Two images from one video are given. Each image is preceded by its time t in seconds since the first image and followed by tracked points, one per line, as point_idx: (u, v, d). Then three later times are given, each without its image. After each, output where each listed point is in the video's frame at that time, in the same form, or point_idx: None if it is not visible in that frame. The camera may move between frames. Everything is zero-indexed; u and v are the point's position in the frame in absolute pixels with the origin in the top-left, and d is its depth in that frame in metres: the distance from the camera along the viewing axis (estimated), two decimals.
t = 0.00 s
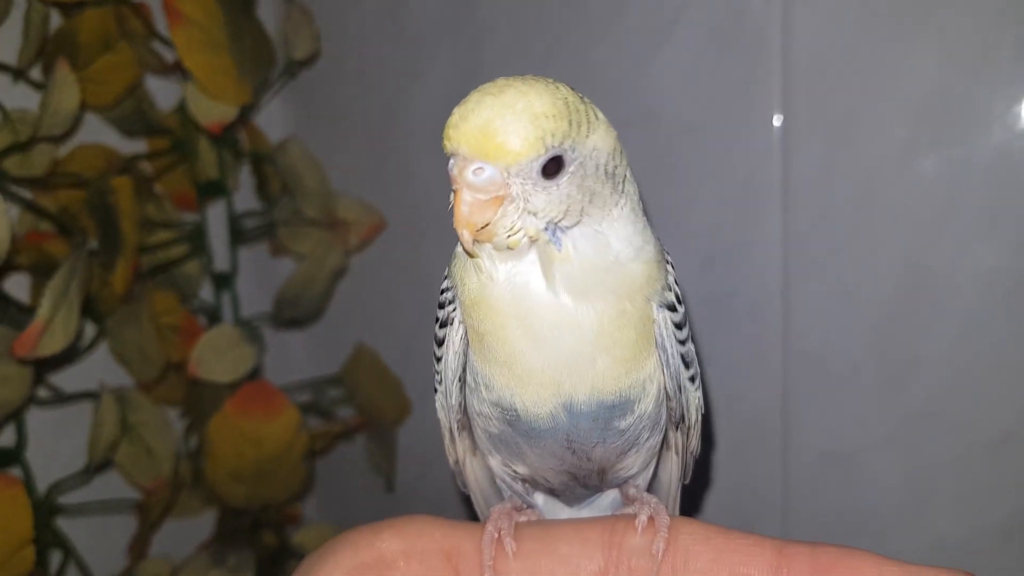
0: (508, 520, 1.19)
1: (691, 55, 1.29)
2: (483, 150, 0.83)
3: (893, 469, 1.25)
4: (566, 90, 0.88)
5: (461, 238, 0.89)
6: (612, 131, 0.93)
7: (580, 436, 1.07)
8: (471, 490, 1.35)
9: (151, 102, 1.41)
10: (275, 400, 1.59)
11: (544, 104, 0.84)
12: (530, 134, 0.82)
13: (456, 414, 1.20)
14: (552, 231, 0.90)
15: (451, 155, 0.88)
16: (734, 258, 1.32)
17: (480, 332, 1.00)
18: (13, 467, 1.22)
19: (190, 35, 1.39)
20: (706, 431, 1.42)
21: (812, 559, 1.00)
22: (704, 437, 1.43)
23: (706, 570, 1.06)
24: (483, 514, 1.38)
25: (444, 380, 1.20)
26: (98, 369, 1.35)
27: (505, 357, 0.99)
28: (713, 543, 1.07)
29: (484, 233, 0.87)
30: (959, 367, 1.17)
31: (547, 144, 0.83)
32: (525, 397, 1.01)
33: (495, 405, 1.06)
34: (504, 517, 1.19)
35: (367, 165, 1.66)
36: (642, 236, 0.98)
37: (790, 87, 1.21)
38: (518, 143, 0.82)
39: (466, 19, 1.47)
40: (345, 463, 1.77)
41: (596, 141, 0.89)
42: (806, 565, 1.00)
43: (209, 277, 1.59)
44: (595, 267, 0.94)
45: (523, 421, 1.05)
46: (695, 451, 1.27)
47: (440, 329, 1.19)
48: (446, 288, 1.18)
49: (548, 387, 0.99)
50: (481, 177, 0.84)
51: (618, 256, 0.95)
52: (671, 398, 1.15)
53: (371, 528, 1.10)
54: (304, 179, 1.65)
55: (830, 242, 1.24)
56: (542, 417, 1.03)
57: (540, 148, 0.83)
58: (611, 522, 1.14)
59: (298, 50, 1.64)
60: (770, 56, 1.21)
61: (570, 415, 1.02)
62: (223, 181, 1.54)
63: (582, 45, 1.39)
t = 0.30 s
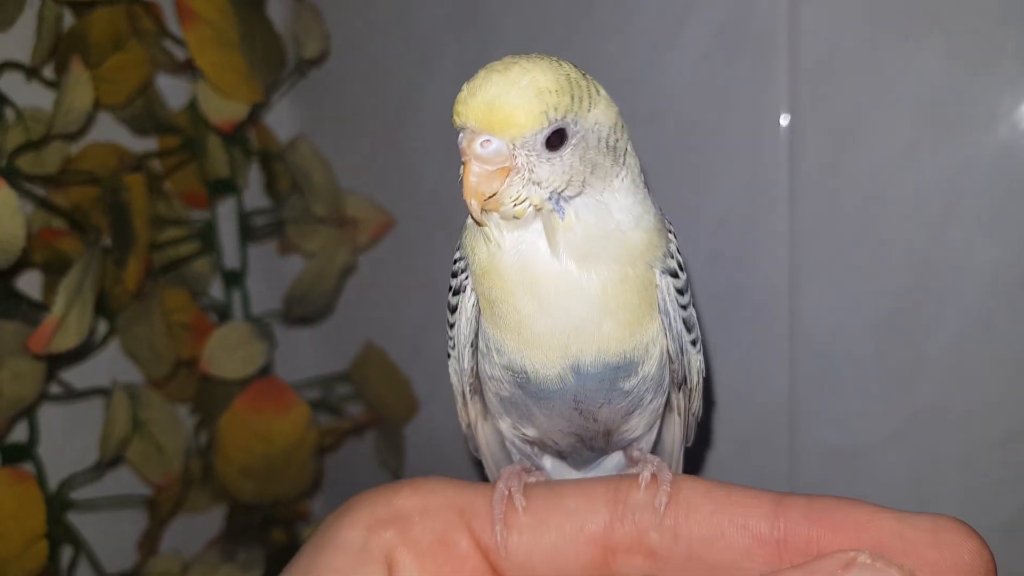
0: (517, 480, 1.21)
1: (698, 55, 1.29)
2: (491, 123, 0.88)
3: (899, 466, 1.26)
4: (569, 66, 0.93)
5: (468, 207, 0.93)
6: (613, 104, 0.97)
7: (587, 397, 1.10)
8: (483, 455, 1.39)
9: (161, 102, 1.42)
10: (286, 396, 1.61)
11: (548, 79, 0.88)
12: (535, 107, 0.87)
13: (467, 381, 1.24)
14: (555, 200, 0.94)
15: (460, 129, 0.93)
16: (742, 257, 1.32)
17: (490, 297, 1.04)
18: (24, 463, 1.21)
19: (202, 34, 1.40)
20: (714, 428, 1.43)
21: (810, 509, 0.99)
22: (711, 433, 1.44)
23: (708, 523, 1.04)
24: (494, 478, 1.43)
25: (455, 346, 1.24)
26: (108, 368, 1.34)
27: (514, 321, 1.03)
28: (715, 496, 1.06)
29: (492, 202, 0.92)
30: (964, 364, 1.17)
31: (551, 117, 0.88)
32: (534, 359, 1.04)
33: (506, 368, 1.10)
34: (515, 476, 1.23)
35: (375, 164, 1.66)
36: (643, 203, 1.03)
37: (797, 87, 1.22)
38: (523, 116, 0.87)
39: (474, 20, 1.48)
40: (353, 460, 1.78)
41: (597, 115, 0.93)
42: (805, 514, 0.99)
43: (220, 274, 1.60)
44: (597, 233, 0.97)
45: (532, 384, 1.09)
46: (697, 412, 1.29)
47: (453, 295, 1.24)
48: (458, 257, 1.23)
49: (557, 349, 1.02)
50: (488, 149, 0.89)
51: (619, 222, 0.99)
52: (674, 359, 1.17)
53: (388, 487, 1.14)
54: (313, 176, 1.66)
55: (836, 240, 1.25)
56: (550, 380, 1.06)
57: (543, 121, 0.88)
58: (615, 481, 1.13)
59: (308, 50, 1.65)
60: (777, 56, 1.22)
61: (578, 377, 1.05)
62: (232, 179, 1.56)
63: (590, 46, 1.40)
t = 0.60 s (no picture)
0: (514, 475, 1.22)
1: (698, 58, 1.30)
2: (452, 116, 0.99)
3: (901, 468, 1.26)
4: (541, 71, 1.00)
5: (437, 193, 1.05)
6: (588, 109, 1.01)
7: (580, 395, 1.12)
8: (483, 454, 1.41)
9: (165, 109, 1.43)
10: (292, 401, 1.60)
11: (508, 80, 0.97)
12: (487, 103, 0.97)
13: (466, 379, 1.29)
14: (515, 195, 1.01)
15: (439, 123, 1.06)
16: (743, 260, 1.32)
17: (483, 298, 1.09)
18: (31, 469, 1.23)
19: (206, 44, 1.41)
20: (717, 431, 1.43)
21: (797, 503, 1.00)
22: (715, 436, 1.44)
23: (700, 516, 1.05)
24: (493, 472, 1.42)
25: (452, 344, 1.27)
26: (113, 373, 1.37)
27: (503, 320, 1.07)
28: (707, 490, 1.07)
29: (456, 188, 1.02)
30: (965, 365, 1.18)
31: (503, 114, 0.97)
32: (527, 358, 1.08)
33: (501, 367, 1.13)
34: (513, 472, 1.24)
35: (377, 169, 1.67)
36: (623, 205, 1.05)
37: (797, 90, 1.22)
38: (476, 110, 0.97)
39: (475, 25, 1.49)
40: (357, 464, 1.79)
41: (561, 116, 0.99)
42: (793, 509, 1.00)
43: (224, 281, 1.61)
44: (575, 234, 1.01)
45: (524, 382, 1.12)
46: (690, 412, 1.29)
47: (452, 295, 1.28)
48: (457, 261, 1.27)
49: (547, 347, 1.05)
50: (448, 139, 1.01)
51: (599, 222, 1.02)
52: (665, 361, 1.17)
53: (389, 483, 1.15)
54: (317, 183, 1.66)
55: (838, 241, 1.25)
56: (541, 378, 1.09)
57: (495, 116, 0.97)
58: (609, 475, 1.15)
59: (311, 57, 1.65)
60: (776, 58, 1.23)
61: (569, 375, 1.08)
62: (236, 185, 1.56)
63: (591, 50, 1.41)
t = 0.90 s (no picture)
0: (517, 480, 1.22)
1: (701, 58, 1.30)
2: (450, 118, 0.99)
3: (906, 469, 1.25)
4: (540, 75, 0.99)
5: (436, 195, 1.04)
6: (586, 113, 1.00)
7: (582, 399, 1.11)
8: (486, 458, 1.41)
9: (167, 109, 1.43)
10: (295, 402, 1.60)
11: (505, 83, 0.96)
12: (485, 106, 0.96)
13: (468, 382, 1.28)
14: (513, 198, 1.00)
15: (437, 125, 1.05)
16: (747, 261, 1.32)
17: (485, 302, 1.08)
18: (33, 470, 1.22)
19: (208, 42, 1.41)
20: (721, 432, 1.43)
21: (799, 509, 0.99)
22: (719, 437, 1.43)
23: (701, 522, 1.04)
24: (496, 477, 1.43)
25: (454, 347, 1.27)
26: (116, 373, 1.35)
27: (505, 324, 1.06)
28: (709, 496, 1.06)
29: (454, 191, 1.02)
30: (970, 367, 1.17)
31: (500, 117, 0.96)
32: (529, 361, 1.07)
33: (502, 371, 1.12)
34: (514, 477, 1.23)
35: (379, 170, 1.67)
36: (620, 208, 1.03)
37: (801, 90, 1.22)
38: (473, 112, 0.96)
39: (477, 26, 1.49)
40: (359, 465, 1.78)
41: (559, 119, 0.97)
42: (795, 516, 0.98)
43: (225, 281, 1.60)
44: (574, 237, 1.00)
45: (526, 386, 1.11)
46: (693, 417, 1.29)
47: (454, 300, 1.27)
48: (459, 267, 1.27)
49: (549, 351, 1.04)
50: (446, 141, 1.00)
51: (598, 225, 1.01)
52: (667, 365, 1.17)
53: (392, 488, 1.15)
54: (319, 183, 1.67)
55: (843, 241, 1.24)
56: (543, 382, 1.09)
57: (493, 119, 0.96)
58: (613, 480, 1.15)
59: (314, 57, 1.65)
60: (780, 57, 1.22)
61: (571, 379, 1.07)
62: (238, 186, 1.56)
63: (594, 51, 1.41)
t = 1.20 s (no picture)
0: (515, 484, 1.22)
1: (701, 57, 1.29)
2: (439, 113, 0.99)
3: (909, 469, 1.24)
4: (534, 73, 0.98)
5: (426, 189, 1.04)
6: (579, 111, 0.99)
7: (577, 402, 1.10)
8: (483, 462, 1.40)
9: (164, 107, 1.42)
10: (293, 401, 1.55)
11: (495, 79, 0.96)
12: (473, 102, 0.96)
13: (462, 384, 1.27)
14: (499, 194, 1.00)
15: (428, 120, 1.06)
16: (749, 260, 1.31)
17: (477, 302, 1.07)
18: (29, 472, 1.21)
19: (204, 40, 1.39)
20: (723, 432, 1.42)
21: (799, 515, 0.98)
22: (719, 437, 1.43)
23: (699, 528, 1.04)
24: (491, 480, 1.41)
25: (447, 348, 1.26)
26: (112, 374, 1.37)
27: (496, 325, 1.05)
28: (706, 501, 1.06)
29: (444, 186, 1.01)
30: (973, 366, 1.16)
31: (488, 113, 0.96)
32: (521, 362, 1.06)
33: (496, 373, 1.11)
34: (512, 481, 1.22)
35: (377, 169, 1.66)
36: (611, 207, 1.02)
37: (803, 89, 1.21)
38: (460, 106, 0.96)
39: (476, 25, 1.48)
40: (358, 465, 1.77)
41: (549, 117, 0.97)
42: (794, 521, 0.98)
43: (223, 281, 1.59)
44: (563, 236, 1.00)
45: (519, 388, 1.10)
46: (690, 420, 1.27)
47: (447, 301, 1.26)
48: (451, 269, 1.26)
49: (542, 352, 1.03)
50: (434, 135, 1.00)
51: (589, 225, 1.00)
52: (665, 368, 1.16)
53: (386, 492, 1.12)
54: (317, 181, 1.64)
55: (846, 240, 1.23)
56: (537, 384, 1.07)
57: (481, 115, 0.96)
58: (610, 484, 1.14)
59: (312, 54, 1.64)
60: (781, 56, 1.21)
61: (565, 381, 1.06)
62: (236, 185, 1.54)
63: (594, 50, 1.40)
